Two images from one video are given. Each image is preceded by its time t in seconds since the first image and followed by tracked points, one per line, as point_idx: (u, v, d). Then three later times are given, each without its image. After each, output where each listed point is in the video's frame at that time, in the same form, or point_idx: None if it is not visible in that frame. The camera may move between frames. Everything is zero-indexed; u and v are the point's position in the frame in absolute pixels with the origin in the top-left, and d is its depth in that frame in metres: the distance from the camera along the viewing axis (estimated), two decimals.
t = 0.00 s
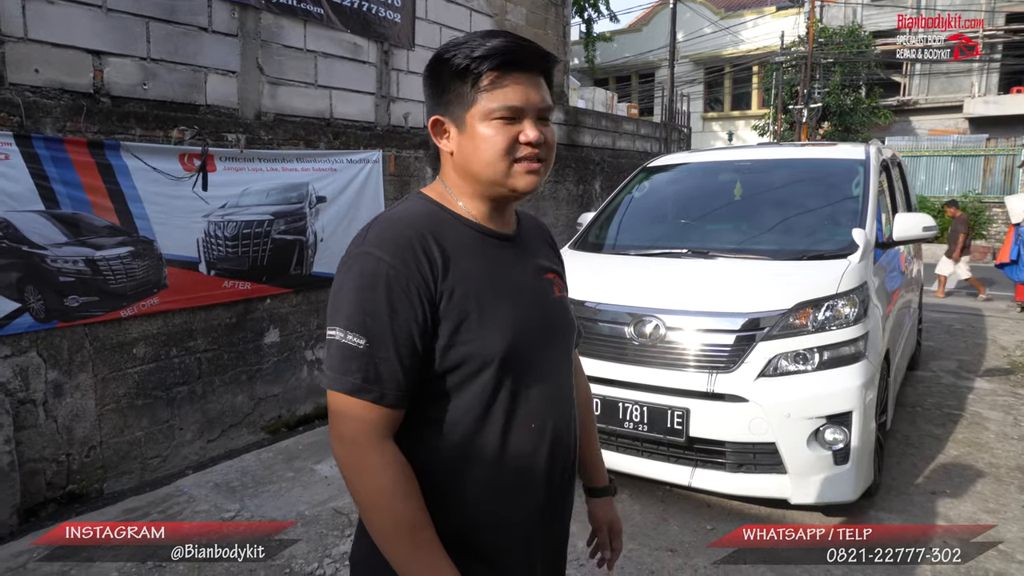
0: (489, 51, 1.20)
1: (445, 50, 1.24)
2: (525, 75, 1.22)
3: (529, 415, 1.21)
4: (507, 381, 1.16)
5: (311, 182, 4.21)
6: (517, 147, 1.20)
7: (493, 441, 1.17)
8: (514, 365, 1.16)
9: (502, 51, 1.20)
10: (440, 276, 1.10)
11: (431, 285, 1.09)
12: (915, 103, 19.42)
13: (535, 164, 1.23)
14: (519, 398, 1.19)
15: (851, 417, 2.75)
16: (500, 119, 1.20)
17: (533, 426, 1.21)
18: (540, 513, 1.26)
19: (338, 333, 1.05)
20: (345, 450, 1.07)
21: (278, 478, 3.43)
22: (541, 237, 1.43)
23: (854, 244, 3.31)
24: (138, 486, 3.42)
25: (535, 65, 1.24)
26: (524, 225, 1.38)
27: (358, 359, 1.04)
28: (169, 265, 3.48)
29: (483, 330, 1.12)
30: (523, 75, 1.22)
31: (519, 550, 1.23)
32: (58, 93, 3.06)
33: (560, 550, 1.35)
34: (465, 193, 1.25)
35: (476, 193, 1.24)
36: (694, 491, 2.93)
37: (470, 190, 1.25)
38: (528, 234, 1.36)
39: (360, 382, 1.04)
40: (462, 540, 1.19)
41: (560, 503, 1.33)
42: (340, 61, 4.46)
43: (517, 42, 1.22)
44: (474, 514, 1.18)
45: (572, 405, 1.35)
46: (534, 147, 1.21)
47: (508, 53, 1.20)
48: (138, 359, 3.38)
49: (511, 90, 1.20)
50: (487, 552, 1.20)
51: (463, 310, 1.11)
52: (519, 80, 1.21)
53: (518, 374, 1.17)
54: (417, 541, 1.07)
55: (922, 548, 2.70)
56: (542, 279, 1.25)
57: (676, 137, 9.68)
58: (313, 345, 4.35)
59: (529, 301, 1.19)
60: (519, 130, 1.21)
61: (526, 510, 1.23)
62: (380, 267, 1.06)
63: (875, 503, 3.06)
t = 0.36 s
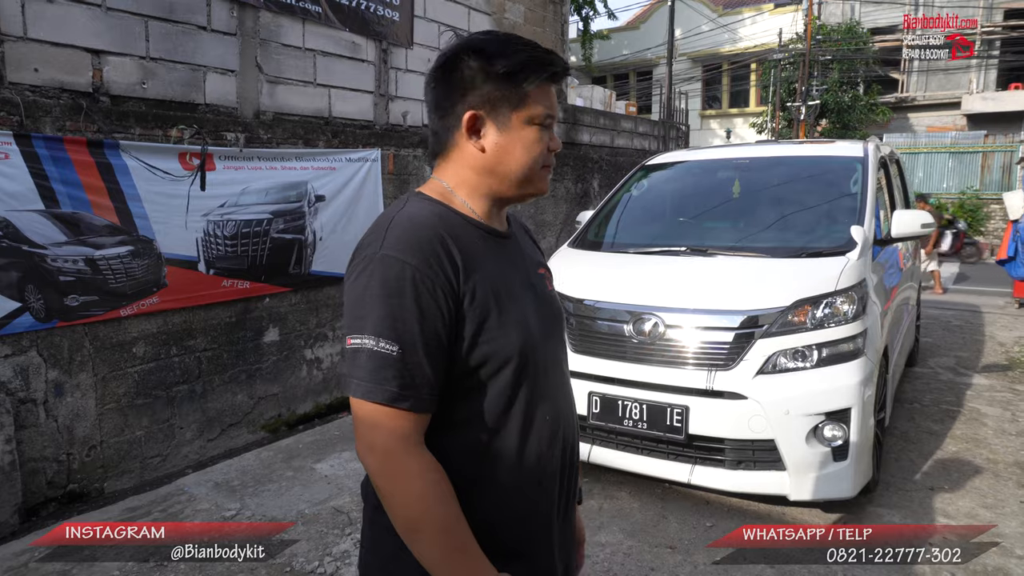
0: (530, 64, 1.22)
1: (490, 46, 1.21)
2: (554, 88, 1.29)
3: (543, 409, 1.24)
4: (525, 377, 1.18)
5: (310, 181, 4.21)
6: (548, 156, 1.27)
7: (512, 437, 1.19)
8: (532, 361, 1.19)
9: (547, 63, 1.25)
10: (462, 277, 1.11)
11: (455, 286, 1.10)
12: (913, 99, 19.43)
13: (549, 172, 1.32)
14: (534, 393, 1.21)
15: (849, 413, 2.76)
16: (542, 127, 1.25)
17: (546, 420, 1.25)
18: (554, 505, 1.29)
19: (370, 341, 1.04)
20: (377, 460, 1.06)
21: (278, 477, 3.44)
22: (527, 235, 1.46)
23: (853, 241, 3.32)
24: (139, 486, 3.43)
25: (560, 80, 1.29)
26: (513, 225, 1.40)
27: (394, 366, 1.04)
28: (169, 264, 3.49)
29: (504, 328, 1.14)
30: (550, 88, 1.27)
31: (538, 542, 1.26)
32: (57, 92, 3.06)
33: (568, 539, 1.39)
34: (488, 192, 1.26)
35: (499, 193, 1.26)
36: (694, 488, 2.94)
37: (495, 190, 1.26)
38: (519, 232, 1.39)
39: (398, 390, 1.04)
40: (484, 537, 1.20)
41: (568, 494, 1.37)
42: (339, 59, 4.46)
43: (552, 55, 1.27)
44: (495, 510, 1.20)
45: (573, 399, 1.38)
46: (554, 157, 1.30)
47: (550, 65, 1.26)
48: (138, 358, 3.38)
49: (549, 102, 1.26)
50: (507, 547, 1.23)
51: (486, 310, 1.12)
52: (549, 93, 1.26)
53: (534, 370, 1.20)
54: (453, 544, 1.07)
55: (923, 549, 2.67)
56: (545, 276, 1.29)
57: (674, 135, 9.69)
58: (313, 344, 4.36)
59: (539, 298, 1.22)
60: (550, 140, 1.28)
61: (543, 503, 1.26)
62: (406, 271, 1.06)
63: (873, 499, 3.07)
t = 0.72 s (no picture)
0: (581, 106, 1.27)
1: (555, 77, 1.23)
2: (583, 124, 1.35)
3: (538, 412, 1.25)
4: (522, 379, 1.19)
5: (301, 180, 4.20)
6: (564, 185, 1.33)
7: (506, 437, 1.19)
8: (529, 363, 1.19)
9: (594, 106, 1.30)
10: (464, 277, 1.11)
11: (457, 287, 1.10)
12: (903, 99, 19.56)
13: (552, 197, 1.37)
14: (529, 396, 1.22)
15: (840, 412, 2.78)
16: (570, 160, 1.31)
17: (540, 422, 1.25)
18: (542, 507, 1.30)
19: (372, 338, 1.03)
20: (373, 459, 1.06)
21: (270, 477, 3.43)
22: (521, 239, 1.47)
23: (843, 240, 3.34)
24: (130, 486, 3.41)
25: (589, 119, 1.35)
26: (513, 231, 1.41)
27: (397, 364, 1.03)
28: (160, 264, 3.47)
29: (504, 330, 1.14)
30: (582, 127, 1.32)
31: (524, 543, 1.27)
32: (47, 90, 3.03)
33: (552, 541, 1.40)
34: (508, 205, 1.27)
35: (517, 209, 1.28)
36: (686, 487, 2.95)
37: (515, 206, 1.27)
38: (514, 237, 1.39)
39: (399, 388, 1.03)
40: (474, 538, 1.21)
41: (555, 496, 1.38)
42: (331, 58, 4.44)
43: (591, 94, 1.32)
44: (486, 511, 1.20)
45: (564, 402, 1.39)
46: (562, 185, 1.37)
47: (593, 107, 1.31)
48: (129, 358, 3.36)
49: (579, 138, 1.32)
50: (495, 547, 1.23)
51: (486, 311, 1.12)
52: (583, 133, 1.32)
53: (530, 373, 1.20)
54: (446, 544, 1.08)
55: (922, 548, 2.68)
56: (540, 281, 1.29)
57: (666, 134, 9.71)
58: (305, 343, 4.34)
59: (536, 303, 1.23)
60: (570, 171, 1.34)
61: (531, 504, 1.27)
62: (412, 269, 1.06)
63: (864, 497, 3.10)
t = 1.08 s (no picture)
0: (496, 50, 1.22)
1: (445, 47, 1.24)
2: (524, 73, 1.25)
3: (540, 404, 1.24)
4: (521, 372, 1.18)
5: (299, 181, 4.20)
6: (524, 140, 1.24)
7: (506, 431, 1.19)
8: (528, 355, 1.19)
9: (507, 48, 1.22)
10: (454, 273, 1.11)
11: (446, 282, 1.10)
12: (898, 102, 19.63)
13: (535, 158, 1.27)
14: (531, 389, 1.21)
15: (836, 413, 2.79)
16: (510, 112, 1.22)
17: (543, 416, 1.24)
18: (554, 502, 1.29)
19: (359, 338, 1.04)
20: (371, 457, 1.07)
21: (267, 478, 3.42)
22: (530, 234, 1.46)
23: (839, 242, 3.35)
24: (126, 488, 3.40)
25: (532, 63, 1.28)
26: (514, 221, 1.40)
27: (384, 362, 1.04)
28: (157, 265, 3.47)
29: (497, 324, 1.14)
30: (521, 70, 1.25)
31: (535, 538, 1.25)
32: (43, 91, 3.03)
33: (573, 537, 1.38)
34: (467, 186, 1.26)
35: (478, 185, 1.25)
36: (682, 488, 2.96)
37: (473, 182, 1.26)
38: (517, 228, 1.38)
39: (388, 385, 1.04)
40: (479, 535, 1.20)
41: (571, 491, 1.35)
42: (328, 60, 4.45)
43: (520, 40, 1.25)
44: (489, 508, 1.20)
45: (574, 395, 1.38)
46: (536, 137, 1.25)
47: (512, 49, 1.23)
48: (125, 360, 3.36)
49: (519, 87, 1.23)
50: (506, 545, 1.22)
51: (478, 305, 1.12)
52: (523, 76, 1.25)
53: (528, 365, 1.19)
54: (443, 540, 1.08)
55: (922, 549, 2.69)
56: (544, 273, 1.28)
57: (663, 137, 9.73)
58: (302, 345, 4.34)
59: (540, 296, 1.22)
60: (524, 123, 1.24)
61: (542, 500, 1.26)
62: (395, 268, 1.06)
63: (860, 498, 3.10)
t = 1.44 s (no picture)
0: (433, 61, 1.22)
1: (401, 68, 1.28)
2: (478, 77, 1.23)
3: (532, 418, 1.21)
4: (506, 386, 1.17)
5: (301, 183, 4.21)
6: (478, 148, 1.22)
7: (495, 443, 1.18)
8: (513, 368, 1.17)
9: (446, 57, 1.21)
10: (432, 289, 1.12)
11: (423, 299, 1.11)
12: (899, 103, 19.62)
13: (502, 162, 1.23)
14: (520, 402, 1.20)
15: (839, 414, 2.79)
16: (457, 125, 1.22)
17: (538, 427, 1.22)
18: (550, 512, 1.27)
19: (333, 352, 1.08)
20: (342, 464, 1.11)
21: (270, 480, 3.43)
22: (552, 235, 1.42)
23: (840, 243, 3.35)
24: (129, 489, 3.41)
25: (482, 62, 1.24)
26: (524, 220, 1.38)
27: (353, 377, 1.07)
28: (159, 267, 3.47)
29: (479, 338, 1.14)
30: (468, 75, 1.23)
31: (529, 548, 1.25)
32: (46, 94, 3.04)
33: (578, 545, 1.36)
34: (444, 199, 1.28)
35: (452, 197, 1.27)
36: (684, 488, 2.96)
37: (446, 195, 1.28)
38: (531, 231, 1.36)
39: (354, 399, 1.07)
40: (469, 542, 1.22)
41: (574, 501, 1.33)
42: (330, 62, 4.46)
43: (470, 44, 1.23)
44: (477, 516, 1.21)
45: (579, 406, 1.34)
46: (494, 144, 1.21)
47: (454, 57, 1.22)
48: (128, 361, 3.37)
49: (465, 97, 1.22)
50: (495, 555, 1.23)
51: (456, 321, 1.13)
52: (469, 80, 1.22)
53: (516, 378, 1.18)
54: (414, 544, 1.08)
55: (921, 548, 2.70)
56: (541, 282, 1.25)
57: (664, 138, 9.73)
58: (304, 346, 4.35)
59: (530, 308, 1.20)
60: (477, 130, 1.22)
61: (535, 512, 1.25)
62: (370, 286, 1.09)
63: (862, 498, 3.10)
